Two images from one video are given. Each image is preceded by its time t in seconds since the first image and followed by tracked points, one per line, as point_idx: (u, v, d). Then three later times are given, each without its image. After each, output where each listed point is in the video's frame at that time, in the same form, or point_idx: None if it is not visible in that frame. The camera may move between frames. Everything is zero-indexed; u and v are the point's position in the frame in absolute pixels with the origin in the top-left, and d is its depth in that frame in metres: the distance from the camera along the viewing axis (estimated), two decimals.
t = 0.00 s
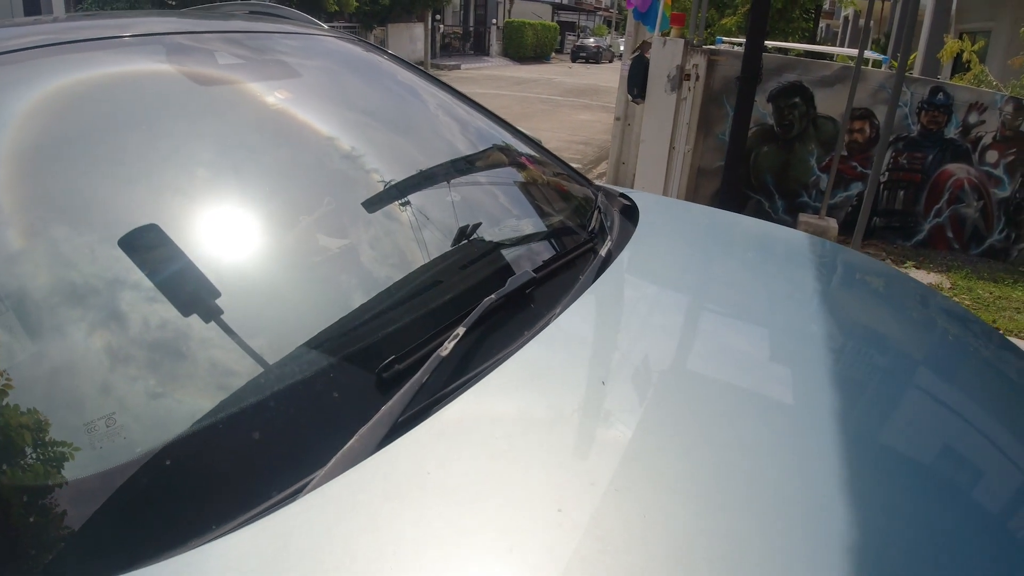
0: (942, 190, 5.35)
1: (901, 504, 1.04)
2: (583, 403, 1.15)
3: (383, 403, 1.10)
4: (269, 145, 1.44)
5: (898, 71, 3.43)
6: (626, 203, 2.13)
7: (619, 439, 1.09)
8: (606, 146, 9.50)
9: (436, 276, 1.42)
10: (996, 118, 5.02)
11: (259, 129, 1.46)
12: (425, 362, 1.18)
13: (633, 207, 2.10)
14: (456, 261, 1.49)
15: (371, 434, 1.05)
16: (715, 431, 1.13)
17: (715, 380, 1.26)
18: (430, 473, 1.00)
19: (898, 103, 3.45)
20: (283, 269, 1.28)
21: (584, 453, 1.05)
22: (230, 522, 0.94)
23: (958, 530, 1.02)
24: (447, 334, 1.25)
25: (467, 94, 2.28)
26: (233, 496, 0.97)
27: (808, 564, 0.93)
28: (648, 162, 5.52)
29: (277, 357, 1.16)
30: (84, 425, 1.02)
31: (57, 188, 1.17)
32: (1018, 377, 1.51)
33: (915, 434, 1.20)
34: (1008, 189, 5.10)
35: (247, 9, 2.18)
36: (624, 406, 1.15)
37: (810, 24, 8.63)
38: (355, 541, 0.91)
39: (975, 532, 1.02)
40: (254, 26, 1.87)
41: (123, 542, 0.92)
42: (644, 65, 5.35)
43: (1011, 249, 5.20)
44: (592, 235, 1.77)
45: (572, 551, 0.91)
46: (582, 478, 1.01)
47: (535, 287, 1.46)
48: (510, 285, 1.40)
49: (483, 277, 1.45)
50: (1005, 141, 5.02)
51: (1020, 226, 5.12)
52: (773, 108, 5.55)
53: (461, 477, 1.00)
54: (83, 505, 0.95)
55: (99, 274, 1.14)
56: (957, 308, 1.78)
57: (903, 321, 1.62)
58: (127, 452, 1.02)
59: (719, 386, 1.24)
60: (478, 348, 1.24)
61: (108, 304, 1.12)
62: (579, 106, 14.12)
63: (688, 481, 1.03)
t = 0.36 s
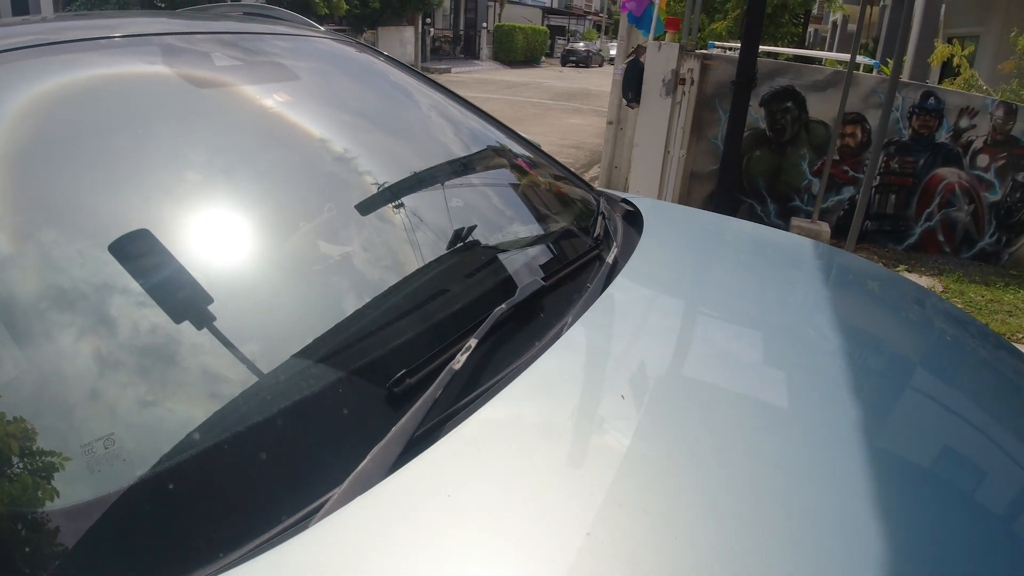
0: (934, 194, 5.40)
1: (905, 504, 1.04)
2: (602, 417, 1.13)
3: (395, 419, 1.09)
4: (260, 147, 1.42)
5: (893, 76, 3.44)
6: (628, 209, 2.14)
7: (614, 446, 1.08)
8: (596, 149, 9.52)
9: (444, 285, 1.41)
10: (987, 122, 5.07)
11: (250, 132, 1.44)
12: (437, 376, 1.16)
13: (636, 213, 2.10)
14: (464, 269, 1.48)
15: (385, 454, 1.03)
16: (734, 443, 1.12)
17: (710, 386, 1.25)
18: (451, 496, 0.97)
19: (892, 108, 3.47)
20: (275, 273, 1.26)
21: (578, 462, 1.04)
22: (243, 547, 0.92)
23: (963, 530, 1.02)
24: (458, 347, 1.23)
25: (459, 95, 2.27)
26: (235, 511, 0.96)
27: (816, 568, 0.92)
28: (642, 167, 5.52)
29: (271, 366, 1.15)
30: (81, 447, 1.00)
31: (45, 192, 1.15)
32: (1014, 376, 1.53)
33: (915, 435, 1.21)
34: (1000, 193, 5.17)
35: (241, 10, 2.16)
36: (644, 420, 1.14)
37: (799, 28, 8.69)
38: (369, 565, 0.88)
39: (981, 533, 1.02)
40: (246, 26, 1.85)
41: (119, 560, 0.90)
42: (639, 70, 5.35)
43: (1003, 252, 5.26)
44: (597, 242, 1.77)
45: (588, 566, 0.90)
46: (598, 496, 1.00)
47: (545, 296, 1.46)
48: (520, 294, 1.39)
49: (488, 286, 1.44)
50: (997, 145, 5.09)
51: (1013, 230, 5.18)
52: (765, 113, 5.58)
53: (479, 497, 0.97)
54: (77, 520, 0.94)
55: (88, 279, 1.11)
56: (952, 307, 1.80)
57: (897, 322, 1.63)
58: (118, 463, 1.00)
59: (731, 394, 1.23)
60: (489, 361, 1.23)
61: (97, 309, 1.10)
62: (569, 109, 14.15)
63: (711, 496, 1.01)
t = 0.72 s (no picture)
0: (915, 192, 5.47)
1: (906, 506, 1.04)
2: (618, 436, 1.10)
3: (408, 446, 1.08)
4: (240, 146, 1.38)
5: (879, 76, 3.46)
6: (626, 210, 2.15)
7: (599, 449, 1.07)
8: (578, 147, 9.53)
9: (446, 295, 1.40)
10: (968, 121, 5.14)
11: (230, 130, 1.40)
12: (448, 398, 1.15)
13: (636, 214, 2.11)
14: (467, 274, 1.48)
15: (399, 483, 0.99)
16: (747, 454, 1.10)
17: (699, 387, 1.25)
18: (474, 533, 0.93)
19: (877, 108, 3.49)
20: (256, 275, 1.23)
21: (566, 467, 1.03)
22: None
23: (966, 531, 1.02)
24: (468, 364, 1.21)
25: (442, 90, 2.24)
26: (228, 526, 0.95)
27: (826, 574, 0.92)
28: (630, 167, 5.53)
29: (255, 376, 1.11)
30: (66, 486, 0.93)
31: (19, 194, 1.10)
32: (1006, 369, 1.54)
33: (908, 430, 1.21)
34: (980, 191, 5.27)
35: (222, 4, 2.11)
36: (660, 438, 1.11)
37: (778, 28, 8.74)
38: None
39: (985, 536, 1.02)
40: (225, 22, 1.81)
41: None
42: (626, 69, 5.34)
43: (983, 250, 5.39)
44: (599, 249, 1.77)
45: None
46: (623, 513, 0.97)
47: (551, 307, 1.46)
48: (527, 305, 1.38)
49: (490, 298, 1.43)
50: (978, 144, 5.16)
51: (995, 228, 5.31)
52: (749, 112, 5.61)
53: (502, 521, 0.94)
54: (59, 537, 0.89)
55: (63, 283, 1.07)
56: (938, 301, 1.81)
57: (886, 319, 1.64)
58: (96, 474, 0.95)
59: (734, 400, 1.22)
60: (498, 378, 1.21)
61: (72, 314, 1.05)
62: (550, 107, 14.16)
63: (730, 511, 0.99)
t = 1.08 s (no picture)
0: (885, 185, 5.56)
1: (888, 497, 1.05)
2: (621, 451, 1.07)
3: (404, 461, 1.04)
4: (211, 146, 1.35)
5: (851, 72, 3.49)
6: (609, 210, 2.15)
7: (578, 447, 1.07)
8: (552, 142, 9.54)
9: (431, 302, 1.38)
10: (938, 116, 5.24)
11: (201, 130, 1.37)
12: (442, 409, 1.11)
13: (618, 214, 2.10)
14: (451, 281, 1.46)
15: (399, 499, 0.97)
16: (743, 458, 1.09)
17: (678, 382, 1.25)
18: (479, 554, 0.90)
19: (850, 104, 3.52)
20: (231, 276, 1.19)
21: (544, 464, 1.03)
22: None
23: (947, 520, 1.03)
24: (461, 375, 1.18)
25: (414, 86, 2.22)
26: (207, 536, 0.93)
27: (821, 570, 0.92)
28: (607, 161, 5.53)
29: (233, 382, 1.08)
30: (50, 518, 0.89)
31: None
32: (978, 358, 1.57)
33: (885, 421, 1.23)
34: (950, 183, 5.38)
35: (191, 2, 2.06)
36: (658, 446, 1.09)
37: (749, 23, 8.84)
38: None
39: (966, 524, 1.04)
40: (194, 19, 1.77)
41: None
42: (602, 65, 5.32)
43: (953, 242, 5.51)
44: (584, 249, 1.76)
45: None
46: (622, 521, 0.96)
47: (540, 310, 1.43)
48: (517, 310, 1.36)
49: (476, 305, 1.42)
50: (948, 138, 5.27)
51: (963, 220, 5.43)
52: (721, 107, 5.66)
53: (505, 535, 0.92)
54: (37, 551, 0.86)
55: (31, 289, 1.02)
56: (908, 292, 1.85)
57: (860, 311, 1.66)
58: (71, 483, 0.92)
59: (730, 402, 1.21)
60: (492, 386, 1.18)
61: (40, 320, 1.01)
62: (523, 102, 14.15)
63: (729, 515, 0.98)
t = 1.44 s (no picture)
0: (875, 181, 5.60)
1: (881, 490, 1.06)
2: (625, 447, 1.08)
3: (411, 457, 1.05)
4: (202, 144, 1.34)
5: (841, 68, 3.49)
6: (603, 207, 2.15)
7: (574, 444, 1.07)
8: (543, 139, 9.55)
9: (433, 299, 1.39)
10: (926, 112, 5.29)
11: (191, 128, 1.36)
12: (447, 407, 1.13)
13: (614, 211, 2.10)
14: (450, 277, 1.47)
15: (405, 502, 0.96)
16: (747, 454, 1.09)
17: (672, 377, 1.26)
18: (489, 548, 0.91)
19: (840, 100, 3.53)
20: (224, 275, 1.19)
21: (537, 463, 1.03)
22: None
23: (940, 510, 1.05)
24: (466, 372, 1.19)
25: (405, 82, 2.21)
26: (203, 533, 0.93)
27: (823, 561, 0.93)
28: (599, 159, 5.54)
29: (227, 381, 1.08)
30: (58, 519, 0.89)
31: None
32: (969, 350, 1.58)
33: (876, 413, 1.24)
34: (938, 179, 5.42)
35: None
36: (661, 443, 1.10)
37: (738, 19, 8.92)
38: None
39: (958, 513, 1.05)
40: (183, 17, 1.75)
41: None
42: (593, 62, 5.30)
43: (941, 237, 5.54)
44: (581, 246, 1.77)
45: None
46: (627, 515, 0.97)
47: (541, 307, 1.44)
48: (519, 307, 1.36)
49: (474, 303, 1.42)
50: (937, 134, 5.32)
51: (952, 216, 5.46)
52: (712, 104, 5.68)
53: (512, 531, 0.93)
54: (34, 552, 0.86)
55: (23, 288, 1.01)
56: (898, 286, 1.86)
57: (850, 304, 1.67)
58: (67, 482, 0.92)
59: (729, 399, 1.21)
60: (496, 381, 1.19)
61: (32, 319, 1.00)
62: (513, 99, 14.13)
63: (732, 507, 0.99)
